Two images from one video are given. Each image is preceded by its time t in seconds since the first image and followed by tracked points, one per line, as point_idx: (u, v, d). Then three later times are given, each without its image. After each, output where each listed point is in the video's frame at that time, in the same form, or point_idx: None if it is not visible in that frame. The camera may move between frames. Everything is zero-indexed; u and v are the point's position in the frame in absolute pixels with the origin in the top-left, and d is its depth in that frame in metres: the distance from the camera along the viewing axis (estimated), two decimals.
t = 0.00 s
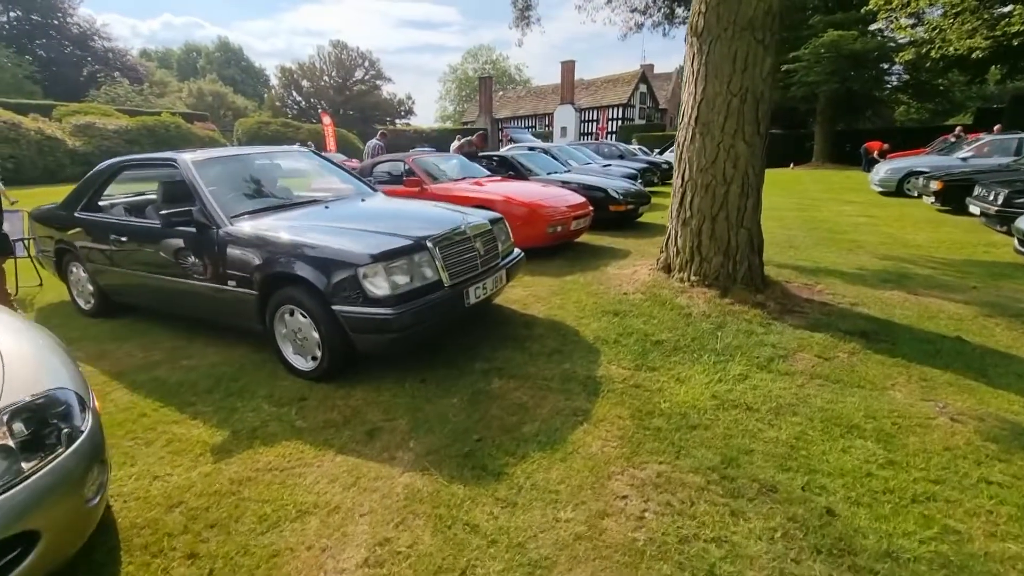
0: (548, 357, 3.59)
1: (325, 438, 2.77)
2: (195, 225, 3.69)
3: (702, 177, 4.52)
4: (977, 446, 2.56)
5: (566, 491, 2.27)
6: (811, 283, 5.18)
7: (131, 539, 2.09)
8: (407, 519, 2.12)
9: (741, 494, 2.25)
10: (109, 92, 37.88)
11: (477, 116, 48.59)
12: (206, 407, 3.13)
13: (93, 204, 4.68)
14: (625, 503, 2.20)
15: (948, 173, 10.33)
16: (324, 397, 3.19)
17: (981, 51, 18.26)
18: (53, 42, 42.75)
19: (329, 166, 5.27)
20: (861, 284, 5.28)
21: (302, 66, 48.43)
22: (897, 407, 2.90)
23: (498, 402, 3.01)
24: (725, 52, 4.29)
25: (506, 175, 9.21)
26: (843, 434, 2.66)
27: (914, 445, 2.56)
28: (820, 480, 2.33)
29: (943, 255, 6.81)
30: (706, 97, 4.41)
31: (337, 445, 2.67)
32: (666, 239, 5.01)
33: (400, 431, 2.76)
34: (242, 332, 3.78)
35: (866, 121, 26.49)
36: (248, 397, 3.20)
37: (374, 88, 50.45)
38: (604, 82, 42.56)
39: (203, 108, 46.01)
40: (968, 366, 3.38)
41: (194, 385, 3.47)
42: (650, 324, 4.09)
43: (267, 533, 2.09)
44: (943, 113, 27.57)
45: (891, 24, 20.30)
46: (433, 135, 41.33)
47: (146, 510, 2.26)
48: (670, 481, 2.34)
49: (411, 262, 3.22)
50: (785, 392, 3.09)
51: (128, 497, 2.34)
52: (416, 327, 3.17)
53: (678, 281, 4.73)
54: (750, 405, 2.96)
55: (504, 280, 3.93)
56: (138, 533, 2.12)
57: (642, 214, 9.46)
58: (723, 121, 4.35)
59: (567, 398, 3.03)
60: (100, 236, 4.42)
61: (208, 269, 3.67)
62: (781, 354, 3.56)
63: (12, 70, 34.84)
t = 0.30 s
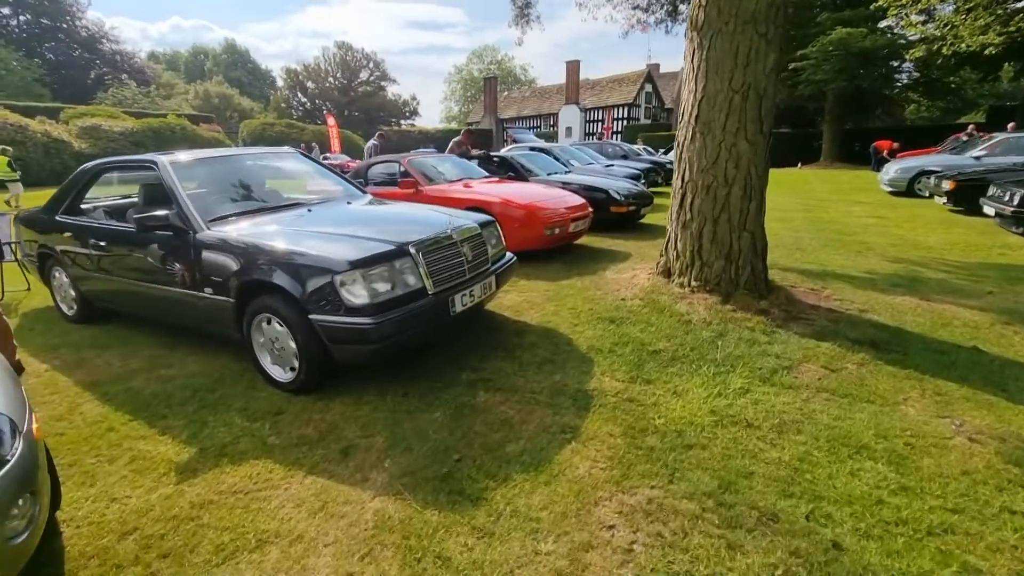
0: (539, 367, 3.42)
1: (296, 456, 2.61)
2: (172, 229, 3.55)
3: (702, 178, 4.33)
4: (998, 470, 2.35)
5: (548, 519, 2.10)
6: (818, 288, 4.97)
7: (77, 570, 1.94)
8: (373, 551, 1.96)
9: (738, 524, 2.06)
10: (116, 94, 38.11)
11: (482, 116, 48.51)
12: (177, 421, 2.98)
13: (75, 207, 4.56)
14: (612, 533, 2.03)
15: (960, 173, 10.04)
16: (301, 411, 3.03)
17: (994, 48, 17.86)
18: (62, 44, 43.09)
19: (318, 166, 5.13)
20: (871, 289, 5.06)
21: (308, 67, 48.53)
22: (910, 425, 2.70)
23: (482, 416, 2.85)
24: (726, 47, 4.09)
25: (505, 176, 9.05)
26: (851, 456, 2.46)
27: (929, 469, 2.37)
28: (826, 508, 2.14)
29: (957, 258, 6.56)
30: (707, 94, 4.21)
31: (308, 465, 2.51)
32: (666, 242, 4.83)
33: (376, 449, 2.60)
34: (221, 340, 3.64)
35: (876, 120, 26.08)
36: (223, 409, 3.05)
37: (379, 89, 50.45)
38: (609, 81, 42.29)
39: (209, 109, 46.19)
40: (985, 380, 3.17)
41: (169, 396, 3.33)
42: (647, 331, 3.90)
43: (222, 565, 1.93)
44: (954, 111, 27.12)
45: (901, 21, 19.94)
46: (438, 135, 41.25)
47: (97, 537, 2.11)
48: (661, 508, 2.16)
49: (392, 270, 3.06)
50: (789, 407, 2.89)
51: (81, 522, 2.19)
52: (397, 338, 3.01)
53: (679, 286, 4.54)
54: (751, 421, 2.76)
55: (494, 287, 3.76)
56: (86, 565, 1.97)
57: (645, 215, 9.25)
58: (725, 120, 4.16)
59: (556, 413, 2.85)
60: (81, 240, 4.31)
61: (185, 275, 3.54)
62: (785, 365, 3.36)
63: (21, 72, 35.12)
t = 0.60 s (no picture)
0: (528, 385, 3.21)
1: (260, 486, 2.41)
2: (144, 237, 3.38)
3: (704, 183, 4.11)
4: None
5: (528, 565, 1.89)
6: (826, 298, 4.74)
7: None
8: None
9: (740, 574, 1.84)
10: (122, 97, 38.29)
11: (486, 119, 48.41)
12: (140, 443, 2.79)
13: (52, 213, 4.40)
14: None
15: (973, 177, 9.76)
16: (271, 432, 2.84)
17: (1005, 50, 17.53)
18: (69, 48, 43.39)
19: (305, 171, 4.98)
20: (882, 299, 4.82)
21: (313, 70, 48.61)
22: (930, 456, 2.47)
23: (463, 442, 2.64)
24: (729, 45, 3.88)
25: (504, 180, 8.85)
26: (866, 492, 2.24)
27: (953, 508, 2.14)
28: (839, 555, 1.91)
29: (972, 266, 6.30)
30: (709, 95, 4.00)
31: (271, 496, 2.31)
32: (667, 250, 4.61)
33: (346, 478, 2.40)
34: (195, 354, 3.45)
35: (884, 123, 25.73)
36: (189, 430, 2.86)
37: (384, 92, 50.47)
38: (614, 84, 42.08)
39: (214, 112, 46.33)
40: (1010, 403, 2.94)
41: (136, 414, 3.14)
42: (645, 346, 3.69)
43: None
44: (964, 113, 26.71)
45: (911, 22, 19.64)
46: (442, 138, 41.14)
47: None
48: (655, 553, 1.94)
49: (370, 282, 2.86)
50: (797, 433, 2.67)
51: (18, 563, 2.00)
52: (373, 355, 2.81)
53: (680, 297, 4.32)
54: (755, 449, 2.55)
55: (483, 298, 3.56)
56: None
57: (648, 220, 9.03)
58: (728, 122, 3.95)
59: (543, 439, 2.64)
60: (56, 247, 4.15)
61: (156, 285, 3.36)
62: (792, 385, 3.14)
63: (28, 75, 35.34)
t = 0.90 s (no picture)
0: (518, 405, 3.04)
1: (224, 520, 2.23)
2: (112, 248, 3.21)
3: (704, 189, 3.93)
4: None
5: None
6: (831, 307, 4.56)
7: None
8: None
9: None
10: (121, 100, 38.24)
11: (486, 121, 48.31)
12: (102, 469, 2.62)
13: (26, 221, 4.24)
14: None
15: (978, 179, 9.58)
16: (242, 457, 2.66)
17: (1009, 49, 17.35)
18: (68, 51, 43.35)
19: (290, 180, 4.84)
20: (890, 308, 4.64)
21: (312, 72, 48.58)
22: (948, 487, 2.29)
23: (445, 469, 2.46)
24: (729, 44, 3.71)
25: (500, 183, 8.69)
26: (881, 530, 2.06)
27: (977, 549, 1.96)
28: None
29: (981, 271, 6.12)
30: (709, 96, 3.83)
31: (234, 533, 2.14)
32: (665, 258, 4.44)
33: (316, 512, 2.22)
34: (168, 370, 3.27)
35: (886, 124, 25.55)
36: (154, 454, 2.68)
37: (384, 94, 50.40)
38: (614, 85, 41.95)
39: (214, 115, 46.31)
40: None
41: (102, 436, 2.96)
42: (642, 360, 3.51)
43: None
44: (966, 113, 26.52)
45: (913, 21, 19.47)
46: (441, 140, 41.04)
47: None
48: None
49: (347, 297, 2.69)
50: (804, 460, 2.49)
51: None
52: (350, 375, 2.62)
53: (679, 307, 4.15)
54: (759, 478, 2.37)
55: (471, 311, 3.38)
56: None
57: (647, 224, 8.85)
58: (728, 125, 3.77)
59: (531, 467, 2.46)
60: (29, 257, 3.99)
61: (125, 299, 3.18)
62: (797, 405, 2.96)
63: (27, 79, 35.30)
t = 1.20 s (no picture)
0: (501, 421, 2.86)
1: (176, 554, 2.05)
2: (71, 257, 3.04)
3: (698, 191, 3.77)
4: None
5: None
6: (831, 313, 4.40)
7: None
8: None
9: None
10: (115, 103, 38.01)
11: (483, 123, 48.20)
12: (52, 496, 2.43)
13: None
14: None
15: (978, 179, 9.46)
16: (204, 481, 2.47)
17: (1005, 49, 17.30)
18: (62, 54, 43.10)
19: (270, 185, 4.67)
20: (891, 314, 4.48)
21: (308, 75, 48.43)
22: (961, 515, 2.13)
23: (419, 495, 2.29)
24: (723, 40, 3.55)
25: (493, 186, 8.52)
26: (890, 565, 1.89)
27: None
28: None
29: (983, 274, 5.98)
30: (702, 95, 3.67)
31: (185, 570, 1.95)
32: (659, 263, 4.28)
33: (276, 547, 2.04)
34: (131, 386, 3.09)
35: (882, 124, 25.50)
36: (109, 478, 2.50)
37: (380, 96, 50.27)
38: (610, 87, 41.89)
39: (209, 118, 46.13)
40: None
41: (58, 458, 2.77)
42: (634, 372, 3.34)
43: None
44: (963, 114, 26.48)
45: (909, 22, 19.42)
46: (437, 142, 40.88)
47: None
48: None
49: (316, 309, 2.51)
50: (805, 483, 2.32)
51: None
52: (318, 394, 2.45)
53: (673, 315, 3.98)
54: (757, 504, 2.20)
55: (453, 321, 3.21)
56: None
57: (642, 227, 8.69)
58: (723, 124, 3.61)
59: (513, 493, 2.29)
60: None
61: (85, 310, 3.00)
62: (797, 420, 2.80)
63: (20, 82, 35.05)
